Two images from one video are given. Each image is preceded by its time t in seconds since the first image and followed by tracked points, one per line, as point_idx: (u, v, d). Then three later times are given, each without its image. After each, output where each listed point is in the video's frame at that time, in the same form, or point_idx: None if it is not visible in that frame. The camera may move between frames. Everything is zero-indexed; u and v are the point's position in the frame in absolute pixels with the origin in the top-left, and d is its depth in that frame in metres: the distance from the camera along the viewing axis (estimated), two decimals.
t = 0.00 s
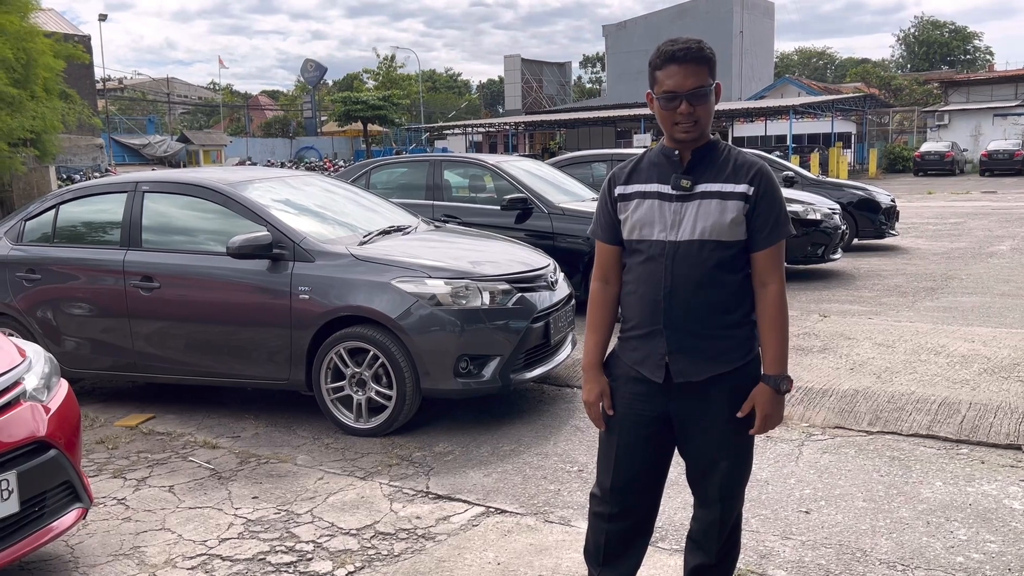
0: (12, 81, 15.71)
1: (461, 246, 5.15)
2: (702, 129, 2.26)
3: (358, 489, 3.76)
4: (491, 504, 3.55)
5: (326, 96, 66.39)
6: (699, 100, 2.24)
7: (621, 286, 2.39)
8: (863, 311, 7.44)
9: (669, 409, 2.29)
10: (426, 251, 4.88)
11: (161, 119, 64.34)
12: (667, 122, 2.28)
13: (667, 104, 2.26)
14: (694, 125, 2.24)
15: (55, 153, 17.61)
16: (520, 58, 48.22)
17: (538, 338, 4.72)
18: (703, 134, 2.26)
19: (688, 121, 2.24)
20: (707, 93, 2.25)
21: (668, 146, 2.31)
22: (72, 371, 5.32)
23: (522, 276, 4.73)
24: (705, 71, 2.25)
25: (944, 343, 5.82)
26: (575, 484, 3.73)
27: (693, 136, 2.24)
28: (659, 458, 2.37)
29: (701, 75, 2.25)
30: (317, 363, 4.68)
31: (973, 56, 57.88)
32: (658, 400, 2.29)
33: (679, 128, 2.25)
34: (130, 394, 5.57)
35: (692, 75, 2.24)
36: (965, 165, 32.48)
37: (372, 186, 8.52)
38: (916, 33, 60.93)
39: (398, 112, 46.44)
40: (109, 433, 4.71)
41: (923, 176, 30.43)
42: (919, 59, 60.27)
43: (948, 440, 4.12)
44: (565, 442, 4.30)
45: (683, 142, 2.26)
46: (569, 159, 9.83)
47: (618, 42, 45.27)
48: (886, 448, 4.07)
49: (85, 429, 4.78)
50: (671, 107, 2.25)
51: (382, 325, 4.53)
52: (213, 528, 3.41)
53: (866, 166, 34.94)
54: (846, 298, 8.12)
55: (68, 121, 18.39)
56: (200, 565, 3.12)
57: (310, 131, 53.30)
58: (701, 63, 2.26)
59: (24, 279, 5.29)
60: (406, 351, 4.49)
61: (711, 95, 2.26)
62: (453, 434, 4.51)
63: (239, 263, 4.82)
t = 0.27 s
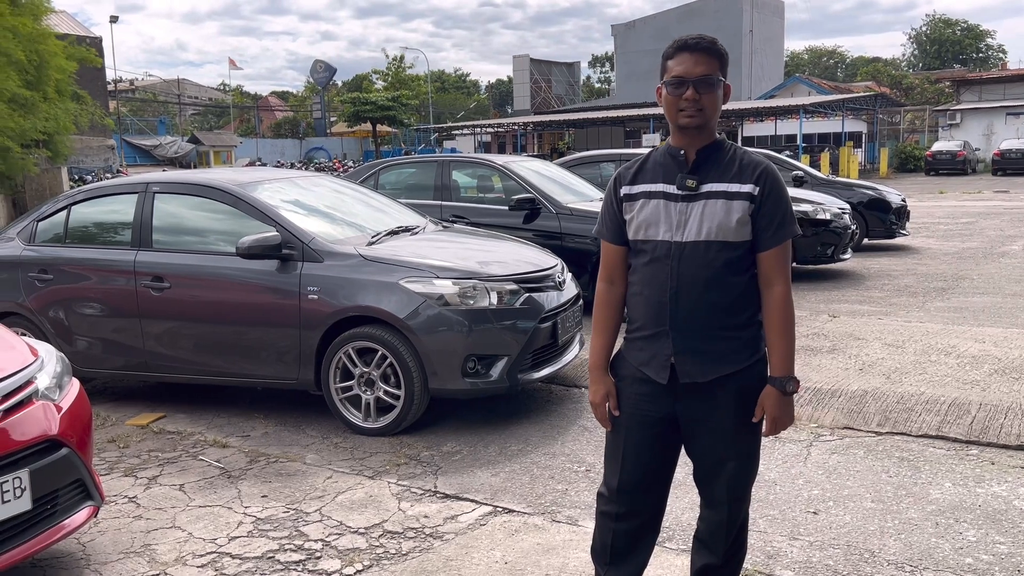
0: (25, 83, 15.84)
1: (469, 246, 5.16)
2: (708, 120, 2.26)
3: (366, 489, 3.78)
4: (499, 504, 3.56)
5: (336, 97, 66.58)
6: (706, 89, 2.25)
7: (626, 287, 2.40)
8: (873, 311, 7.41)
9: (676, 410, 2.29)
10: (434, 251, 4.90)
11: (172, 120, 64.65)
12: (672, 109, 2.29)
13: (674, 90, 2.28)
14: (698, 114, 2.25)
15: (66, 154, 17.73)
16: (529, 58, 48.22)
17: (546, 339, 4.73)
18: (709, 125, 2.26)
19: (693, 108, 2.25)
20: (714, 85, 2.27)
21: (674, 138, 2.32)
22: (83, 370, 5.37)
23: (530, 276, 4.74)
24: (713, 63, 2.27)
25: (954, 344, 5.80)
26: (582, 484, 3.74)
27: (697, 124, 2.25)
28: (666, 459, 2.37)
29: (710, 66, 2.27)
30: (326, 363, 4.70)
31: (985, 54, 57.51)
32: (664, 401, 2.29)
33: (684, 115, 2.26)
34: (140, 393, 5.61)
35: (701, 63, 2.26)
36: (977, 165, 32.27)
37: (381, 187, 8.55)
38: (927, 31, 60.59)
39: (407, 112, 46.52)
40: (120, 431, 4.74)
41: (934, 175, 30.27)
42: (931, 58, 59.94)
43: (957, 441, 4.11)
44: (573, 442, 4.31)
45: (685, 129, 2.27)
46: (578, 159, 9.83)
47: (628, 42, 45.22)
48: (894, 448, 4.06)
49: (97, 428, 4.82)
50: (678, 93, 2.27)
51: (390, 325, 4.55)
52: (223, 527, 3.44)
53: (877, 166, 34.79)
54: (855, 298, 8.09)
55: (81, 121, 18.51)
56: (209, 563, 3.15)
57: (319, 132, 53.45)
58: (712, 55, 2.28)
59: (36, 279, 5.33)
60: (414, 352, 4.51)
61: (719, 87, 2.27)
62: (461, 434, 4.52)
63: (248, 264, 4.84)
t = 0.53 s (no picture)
0: (44, 83, 16.01)
1: (484, 245, 5.17)
2: (725, 115, 2.25)
3: (380, 486, 3.79)
4: (513, 502, 3.57)
5: (350, 97, 66.82)
6: (724, 84, 2.24)
7: (640, 283, 2.39)
8: (890, 310, 7.35)
9: (690, 408, 2.28)
10: (448, 250, 4.91)
11: (188, 120, 65.11)
12: (689, 103, 2.28)
13: (691, 83, 2.27)
14: (715, 108, 2.24)
15: (84, 154, 17.88)
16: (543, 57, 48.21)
17: (560, 337, 4.72)
18: (726, 121, 2.25)
19: (710, 102, 2.24)
20: (732, 80, 2.26)
21: (691, 133, 2.31)
22: (101, 367, 5.41)
23: (544, 275, 4.74)
24: (732, 58, 2.26)
25: (972, 343, 5.74)
26: (596, 482, 3.74)
27: (714, 119, 2.24)
28: (679, 457, 2.37)
29: (728, 61, 2.26)
30: (340, 361, 4.72)
31: (1004, 51, 56.90)
32: (678, 399, 2.28)
33: (701, 109, 2.25)
34: (157, 391, 5.65)
35: (719, 58, 2.25)
36: (996, 163, 31.94)
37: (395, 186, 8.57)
38: (945, 28, 60.03)
39: (421, 112, 46.61)
40: (136, 428, 4.78)
41: (952, 173, 29.98)
42: (949, 55, 59.38)
43: (975, 441, 4.07)
44: (587, 440, 4.30)
45: (702, 123, 2.26)
46: (592, 158, 9.82)
47: (642, 40, 45.12)
48: (912, 448, 4.02)
49: (114, 425, 4.86)
50: (695, 86, 2.26)
51: (404, 323, 4.56)
52: (239, 523, 3.46)
53: (894, 164, 34.51)
54: (872, 297, 8.03)
55: (98, 122, 18.69)
56: (225, 559, 3.17)
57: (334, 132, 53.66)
58: (732, 49, 2.27)
59: (55, 278, 5.39)
60: (428, 350, 4.52)
61: (737, 82, 2.26)
62: (476, 432, 4.53)
63: (264, 262, 4.87)
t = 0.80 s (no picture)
0: (64, 83, 16.18)
1: (499, 244, 5.17)
2: (740, 115, 2.24)
3: (396, 484, 3.81)
4: (528, 501, 3.57)
5: (367, 96, 67.05)
6: (739, 83, 2.23)
7: (655, 283, 2.38)
8: (909, 310, 7.29)
9: (704, 408, 2.28)
10: (463, 249, 4.91)
11: (207, 119, 65.59)
12: (704, 103, 2.27)
13: (707, 83, 2.26)
14: (730, 108, 2.23)
15: (104, 153, 18.04)
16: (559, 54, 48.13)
17: (575, 336, 4.72)
18: (742, 121, 2.24)
19: (726, 102, 2.23)
20: (748, 80, 2.25)
21: (705, 133, 2.30)
22: (119, 365, 5.47)
23: (559, 274, 4.74)
24: (747, 58, 2.25)
25: (992, 343, 5.68)
26: (611, 482, 3.73)
27: (729, 119, 2.23)
28: (694, 458, 2.36)
29: (744, 61, 2.25)
30: (356, 360, 4.74)
31: None
32: (692, 399, 2.28)
33: (716, 109, 2.24)
34: (175, 389, 5.70)
35: (735, 58, 2.24)
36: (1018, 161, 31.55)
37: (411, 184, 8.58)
38: (967, 24, 59.35)
39: (438, 110, 46.68)
40: (154, 426, 4.83)
41: (974, 171, 29.65)
42: (970, 51, 58.70)
43: (995, 442, 4.02)
44: (602, 440, 4.30)
45: (716, 123, 2.25)
46: (608, 156, 9.79)
47: (659, 38, 44.95)
48: (930, 449, 3.99)
49: (133, 422, 4.91)
50: (711, 86, 2.25)
51: (419, 322, 4.57)
52: (255, 521, 3.48)
53: (913, 162, 34.19)
54: (891, 296, 7.96)
55: (119, 121, 18.86)
56: (241, 556, 3.19)
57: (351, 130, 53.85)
58: (747, 49, 2.26)
59: (74, 276, 5.44)
60: (443, 349, 4.53)
61: (752, 82, 2.25)
62: (491, 431, 4.53)
63: (280, 261, 4.90)
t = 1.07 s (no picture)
0: (83, 82, 16.36)
1: (512, 242, 5.18)
2: (749, 114, 2.24)
3: (407, 481, 3.83)
4: (539, 499, 3.58)
5: (383, 94, 67.24)
6: (748, 82, 2.23)
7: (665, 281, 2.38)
8: (925, 309, 7.23)
9: (715, 406, 2.28)
10: (476, 247, 4.93)
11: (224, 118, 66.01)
12: (713, 102, 2.26)
13: (716, 82, 2.26)
14: (739, 107, 2.23)
15: (122, 152, 18.21)
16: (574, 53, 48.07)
17: (587, 334, 4.72)
18: (751, 119, 2.23)
19: (735, 100, 2.22)
20: (756, 79, 2.24)
21: (715, 131, 2.29)
22: (136, 362, 5.52)
23: (571, 272, 4.74)
24: (756, 56, 2.24)
25: (1009, 343, 5.63)
26: (622, 480, 3.73)
27: (738, 117, 2.22)
28: (704, 455, 2.36)
29: (752, 59, 2.24)
30: (369, 357, 4.77)
31: None
32: (701, 397, 2.28)
33: (725, 107, 2.24)
34: (190, 385, 5.76)
35: (743, 56, 2.24)
36: None
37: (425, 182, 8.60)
38: (987, 21, 58.72)
39: (453, 108, 46.74)
40: (170, 422, 4.87)
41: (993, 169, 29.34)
42: (990, 48, 58.09)
43: (1010, 442, 3.99)
44: (614, 438, 4.30)
45: (726, 122, 2.24)
46: (621, 154, 9.77)
47: (675, 36, 44.80)
48: (944, 449, 3.96)
49: (148, 418, 4.96)
50: (720, 85, 2.24)
51: (431, 320, 4.59)
52: (268, 516, 3.51)
53: (932, 160, 33.88)
54: (907, 295, 7.90)
55: (136, 120, 19.03)
56: (254, 551, 3.22)
57: (366, 129, 54.03)
58: (756, 48, 2.25)
59: (91, 273, 5.51)
60: (455, 346, 4.55)
61: (761, 80, 2.24)
62: (502, 429, 4.55)
63: (294, 259, 4.93)
